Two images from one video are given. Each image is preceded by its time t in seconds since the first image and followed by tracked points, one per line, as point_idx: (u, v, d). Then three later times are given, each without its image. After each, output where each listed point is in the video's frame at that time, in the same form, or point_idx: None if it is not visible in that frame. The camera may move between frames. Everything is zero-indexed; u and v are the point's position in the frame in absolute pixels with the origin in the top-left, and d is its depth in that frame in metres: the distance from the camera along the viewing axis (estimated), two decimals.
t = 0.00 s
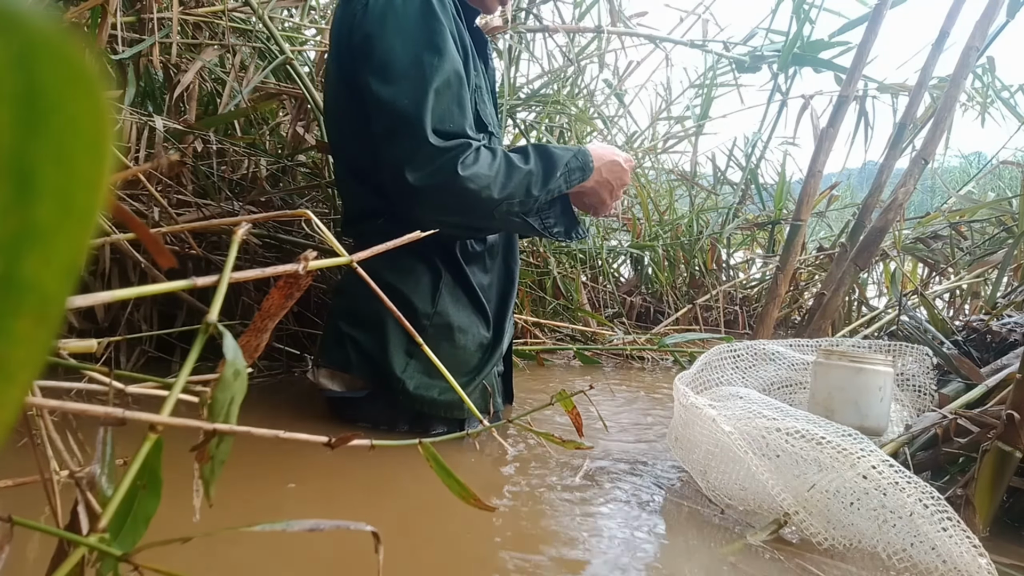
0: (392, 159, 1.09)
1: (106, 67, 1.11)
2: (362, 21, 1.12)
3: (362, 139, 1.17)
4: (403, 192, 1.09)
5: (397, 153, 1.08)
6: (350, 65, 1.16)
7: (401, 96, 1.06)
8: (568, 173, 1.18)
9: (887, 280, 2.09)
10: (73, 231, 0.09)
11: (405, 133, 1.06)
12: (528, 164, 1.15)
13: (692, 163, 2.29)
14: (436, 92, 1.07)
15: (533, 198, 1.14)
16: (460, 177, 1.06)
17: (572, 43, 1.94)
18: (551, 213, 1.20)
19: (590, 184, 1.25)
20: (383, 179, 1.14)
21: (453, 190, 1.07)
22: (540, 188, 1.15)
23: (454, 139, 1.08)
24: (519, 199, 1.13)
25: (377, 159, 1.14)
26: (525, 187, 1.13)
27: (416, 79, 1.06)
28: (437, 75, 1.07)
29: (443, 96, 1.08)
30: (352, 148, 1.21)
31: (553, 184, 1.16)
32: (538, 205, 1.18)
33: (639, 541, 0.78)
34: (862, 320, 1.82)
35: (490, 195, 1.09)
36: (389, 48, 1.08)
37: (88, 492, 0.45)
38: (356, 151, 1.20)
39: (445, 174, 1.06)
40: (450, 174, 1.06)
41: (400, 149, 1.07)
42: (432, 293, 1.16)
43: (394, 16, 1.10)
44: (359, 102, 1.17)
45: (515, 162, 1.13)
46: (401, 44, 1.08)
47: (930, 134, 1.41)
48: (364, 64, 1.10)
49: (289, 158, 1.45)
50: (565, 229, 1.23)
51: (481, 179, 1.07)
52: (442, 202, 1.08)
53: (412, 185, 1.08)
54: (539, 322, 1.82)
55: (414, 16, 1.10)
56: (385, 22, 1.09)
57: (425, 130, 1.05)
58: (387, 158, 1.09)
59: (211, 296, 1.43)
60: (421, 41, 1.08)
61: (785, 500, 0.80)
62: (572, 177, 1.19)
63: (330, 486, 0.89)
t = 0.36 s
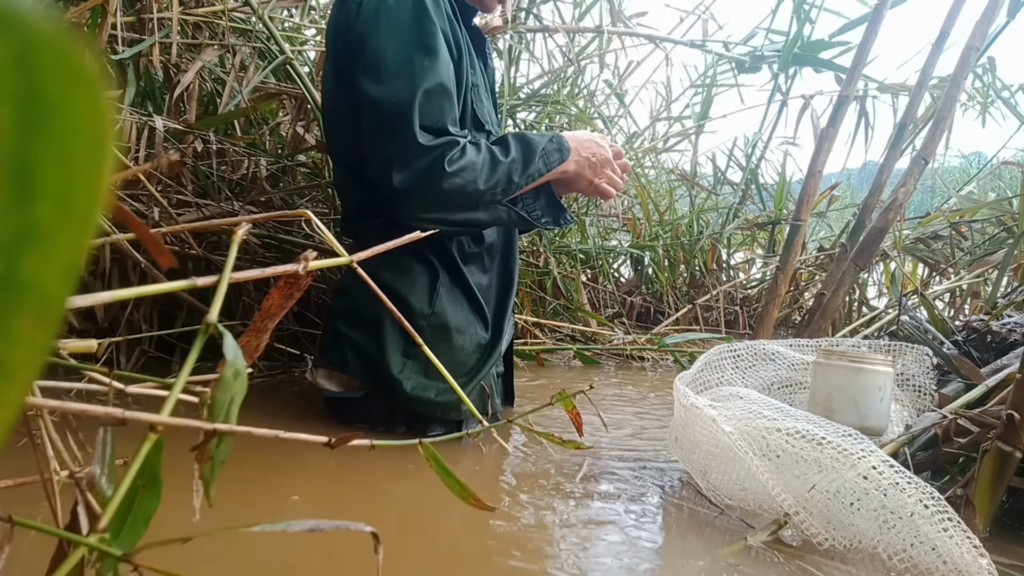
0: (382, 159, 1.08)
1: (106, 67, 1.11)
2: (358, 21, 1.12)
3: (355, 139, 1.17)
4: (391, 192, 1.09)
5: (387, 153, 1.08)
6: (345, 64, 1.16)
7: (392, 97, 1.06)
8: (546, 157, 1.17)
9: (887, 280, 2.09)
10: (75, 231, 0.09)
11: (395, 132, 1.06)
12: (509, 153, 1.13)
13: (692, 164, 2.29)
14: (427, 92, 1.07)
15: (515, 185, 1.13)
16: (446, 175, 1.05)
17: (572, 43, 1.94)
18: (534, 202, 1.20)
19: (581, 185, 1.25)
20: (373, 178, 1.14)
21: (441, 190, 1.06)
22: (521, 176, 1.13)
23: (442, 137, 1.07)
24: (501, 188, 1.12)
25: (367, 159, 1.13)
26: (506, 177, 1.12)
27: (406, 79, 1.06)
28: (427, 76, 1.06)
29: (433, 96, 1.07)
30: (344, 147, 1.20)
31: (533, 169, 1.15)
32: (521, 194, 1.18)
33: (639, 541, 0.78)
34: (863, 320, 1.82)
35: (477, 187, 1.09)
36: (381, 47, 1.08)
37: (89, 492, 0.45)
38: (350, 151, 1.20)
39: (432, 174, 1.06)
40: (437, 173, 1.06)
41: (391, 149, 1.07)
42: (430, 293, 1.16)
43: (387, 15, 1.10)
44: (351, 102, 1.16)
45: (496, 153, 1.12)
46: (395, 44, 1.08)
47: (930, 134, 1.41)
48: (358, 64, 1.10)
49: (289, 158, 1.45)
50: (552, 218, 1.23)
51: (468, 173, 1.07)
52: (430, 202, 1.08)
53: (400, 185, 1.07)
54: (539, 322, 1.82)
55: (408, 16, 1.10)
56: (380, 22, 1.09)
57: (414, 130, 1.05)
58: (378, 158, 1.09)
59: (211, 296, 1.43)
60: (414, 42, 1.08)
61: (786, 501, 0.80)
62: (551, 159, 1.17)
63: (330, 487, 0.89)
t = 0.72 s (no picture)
0: (373, 162, 1.08)
1: (106, 68, 1.11)
2: (354, 22, 1.12)
3: (349, 140, 1.17)
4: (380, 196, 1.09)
5: (378, 156, 1.08)
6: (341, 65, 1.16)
7: (384, 100, 1.06)
8: (537, 155, 1.17)
9: (887, 280, 2.09)
10: (75, 232, 0.09)
11: (385, 136, 1.06)
12: (499, 154, 1.13)
13: (692, 163, 2.29)
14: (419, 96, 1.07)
15: (505, 185, 1.12)
16: (435, 180, 1.05)
17: (572, 43, 1.94)
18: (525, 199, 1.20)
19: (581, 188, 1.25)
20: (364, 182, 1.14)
21: (429, 195, 1.06)
22: (512, 176, 1.13)
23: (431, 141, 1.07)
24: (492, 189, 1.12)
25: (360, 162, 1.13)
26: (496, 178, 1.12)
27: (398, 82, 1.06)
28: (419, 80, 1.06)
29: (425, 100, 1.07)
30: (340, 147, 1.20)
31: (524, 169, 1.14)
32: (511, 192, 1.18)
33: (640, 541, 0.78)
34: (863, 320, 1.82)
35: (466, 190, 1.09)
36: (374, 48, 1.08)
37: (89, 492, 0.45)
38: (345, 152, 1.20)
39: (420, 179, 1.06)
40: (425, 178, 1.06)
41: (381, 152, 1.07)
42: (429, 294, 1.16)
43: (382, 16, 1.10)
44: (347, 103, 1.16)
45: (486, 154, 1.12)
46: (388, 46, 1.08)
47: (930, 134, 1.41)
48: (352, 66, 1.10)
49: (289, 158, 1.45)
50: (543, 215, 1.23)
51: (457, 176, 1.07)
52: (419, 206, 1.08)
53: (389, 189, 1.07)
54: (539, 322, 1.82)
55: (403, 18, 1.09)
56: (375, 24, 1.09)
57: (404, 134, 1.05)
58: (368, 161, 1.09)
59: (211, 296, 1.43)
60: (408, 44, 1.08)
61: (786, 501, 0.79)
62: (541, 157, 1.17)
63: (330, 487, 0.89)
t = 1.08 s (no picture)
0: (375, 160, 1.08)
1: (106, 68, 1.11)
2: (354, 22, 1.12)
3: (349, 139, 1.17)
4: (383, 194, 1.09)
5: (379, 155, 1.08)
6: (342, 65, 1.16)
7: (385, 99, 1.06)
8: (540, 153, 1.16)
9: (887, 280, 2.09)
10: (76, 231, 0.09)
11: (387, 134, 1.06)
12: (501, 151, 1.13)
13: (692, 163, 2.29)
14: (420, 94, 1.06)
15: (508, 182, 1.13)
16: (438, 177, 1.05)
17: (572, 43, 1.94)
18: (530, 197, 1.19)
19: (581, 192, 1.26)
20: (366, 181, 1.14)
21: (432, 193, 1.07)
22: (514, 173, 1.13)
23: (434, 139, 1.07)
24: (495, 187, 1.12)
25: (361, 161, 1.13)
26: (499, 175, 1.12)
27: (399, 80, 1.06)
28: (420, 78, 1.06)
29: (426, 98, 1.07)
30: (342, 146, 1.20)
31: (527, 166, 1.14)
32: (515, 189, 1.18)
33: (640, 541, 0.78)
34: (863, 320, 1.82)
35: (468, 187, 1.09)
36: (375, 46, 1.08)
37: (88, 492, 0.45)
38: (346, 151, 1.20)
39: (424, 177, 1.06)
40: (428, 176, 1.06)
41: (382, 151, 1.07)
42: (428, 295, 1.16)
43: (383, 15, 1.10)
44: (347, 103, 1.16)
45: (488, 151, 1.12)
46: (389, 45, 1.08)
47: (930, 134, 1.41)
48: (353, 65, 1.10)
49: (289, 158, 1.45)
50: (547, 212, 1.23)
51: (460, 173, 1.07)
52: (422, 204, 1.08)
53: (392, 188, 1.07)
54: (538, 322, 1.82)
55: (403, 16, 1.09)
56: (376, 23, 1.09)
57: (405, 132, 1.05)
58: (370, 159, 1.09)
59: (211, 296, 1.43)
60: (408, 42, 1.08)
61: (787, 501, 0.79)
62: (545, 155, 1.17)
63: (330, 486, 0.89)
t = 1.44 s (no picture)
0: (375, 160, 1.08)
1: (107, 68, 1.11)
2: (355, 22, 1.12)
3: (348, 138, 1.17)
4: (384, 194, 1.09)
5: (379, 155, 1.08)
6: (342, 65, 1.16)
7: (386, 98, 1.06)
8: (540, 150, 1.15)
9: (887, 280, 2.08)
10: (75, 230, 0.09)
11: (388, 134, 1.06)
12: (501, 150, 1.13)
13: (692, 163, 2.29)
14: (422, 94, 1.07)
15: (509, 180, 1.12)
16: (438, 176, 1.05)
17: (572, 43, 1.94)
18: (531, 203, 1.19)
19: (581, 194, 1.26)
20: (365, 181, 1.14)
21: (432, 191, 1.06)
22: (515, 171, 1.13)
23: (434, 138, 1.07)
24: (496, 185, 1.11)
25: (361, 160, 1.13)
26: (500, 174, 1.11)
27: (401, 80, 1.06)
28: (422, 78, 1.06)
29: (427, 97, 1.07)
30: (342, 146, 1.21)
31: (527, 164, 1.13)
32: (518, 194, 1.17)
33: (640, 541, 0.78)
34: (863, 320, 1.82)
35: (468, 186, 1.09)
36: (376, 46, 1.08)
37: (89, 492, 0.45)
38: (346, 151, 1.20)
39: (424, 175, 1.06)
40: (428, 174, 1.06)
41: (383, 150, 1.07)
42: (428, 296, 1.16)
43: (384, 15, 1.10)
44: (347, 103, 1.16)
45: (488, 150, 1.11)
46: (391, 45, 1.08)
47: (930, 134, 1.41)
48: (354, 66, 1.10)
49: (289, 158, 1.45)
50: (551, 218, 1.22)
51: (460, 173, 1.07)
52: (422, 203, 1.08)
53: (393, 187, 1.07)
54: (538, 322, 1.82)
55: (405, 17, 1.10)
56: (377, 24, 1.09)
57: (407, 131, 1.05)
58: (370, 159, 1.09)
59: (211, 296, 1.43)
60: (410, 42, 1.08)
61: (786, 501, 0.79)
62: (545, 152, 1.16)
63: (329, 486, 0.89)
